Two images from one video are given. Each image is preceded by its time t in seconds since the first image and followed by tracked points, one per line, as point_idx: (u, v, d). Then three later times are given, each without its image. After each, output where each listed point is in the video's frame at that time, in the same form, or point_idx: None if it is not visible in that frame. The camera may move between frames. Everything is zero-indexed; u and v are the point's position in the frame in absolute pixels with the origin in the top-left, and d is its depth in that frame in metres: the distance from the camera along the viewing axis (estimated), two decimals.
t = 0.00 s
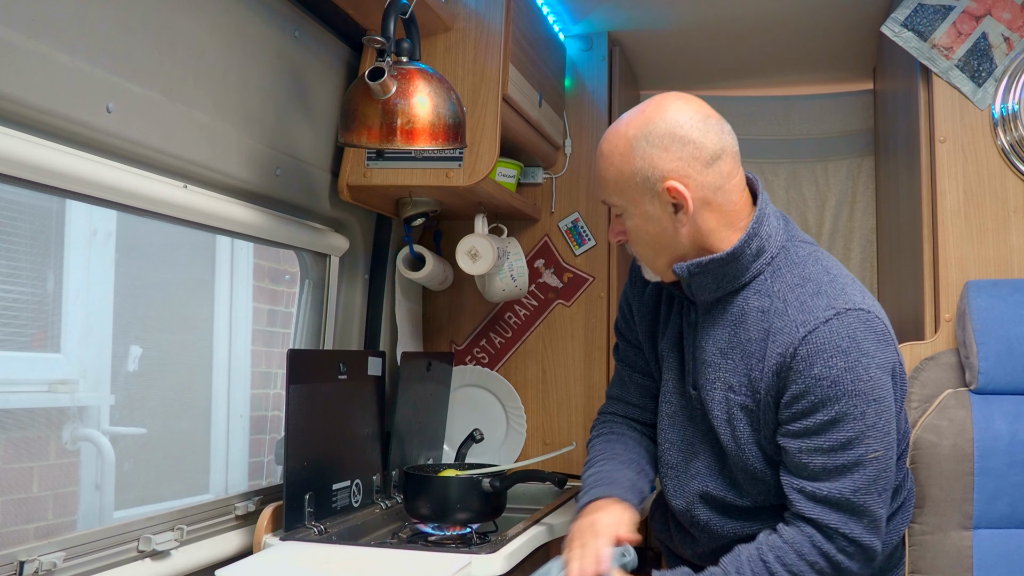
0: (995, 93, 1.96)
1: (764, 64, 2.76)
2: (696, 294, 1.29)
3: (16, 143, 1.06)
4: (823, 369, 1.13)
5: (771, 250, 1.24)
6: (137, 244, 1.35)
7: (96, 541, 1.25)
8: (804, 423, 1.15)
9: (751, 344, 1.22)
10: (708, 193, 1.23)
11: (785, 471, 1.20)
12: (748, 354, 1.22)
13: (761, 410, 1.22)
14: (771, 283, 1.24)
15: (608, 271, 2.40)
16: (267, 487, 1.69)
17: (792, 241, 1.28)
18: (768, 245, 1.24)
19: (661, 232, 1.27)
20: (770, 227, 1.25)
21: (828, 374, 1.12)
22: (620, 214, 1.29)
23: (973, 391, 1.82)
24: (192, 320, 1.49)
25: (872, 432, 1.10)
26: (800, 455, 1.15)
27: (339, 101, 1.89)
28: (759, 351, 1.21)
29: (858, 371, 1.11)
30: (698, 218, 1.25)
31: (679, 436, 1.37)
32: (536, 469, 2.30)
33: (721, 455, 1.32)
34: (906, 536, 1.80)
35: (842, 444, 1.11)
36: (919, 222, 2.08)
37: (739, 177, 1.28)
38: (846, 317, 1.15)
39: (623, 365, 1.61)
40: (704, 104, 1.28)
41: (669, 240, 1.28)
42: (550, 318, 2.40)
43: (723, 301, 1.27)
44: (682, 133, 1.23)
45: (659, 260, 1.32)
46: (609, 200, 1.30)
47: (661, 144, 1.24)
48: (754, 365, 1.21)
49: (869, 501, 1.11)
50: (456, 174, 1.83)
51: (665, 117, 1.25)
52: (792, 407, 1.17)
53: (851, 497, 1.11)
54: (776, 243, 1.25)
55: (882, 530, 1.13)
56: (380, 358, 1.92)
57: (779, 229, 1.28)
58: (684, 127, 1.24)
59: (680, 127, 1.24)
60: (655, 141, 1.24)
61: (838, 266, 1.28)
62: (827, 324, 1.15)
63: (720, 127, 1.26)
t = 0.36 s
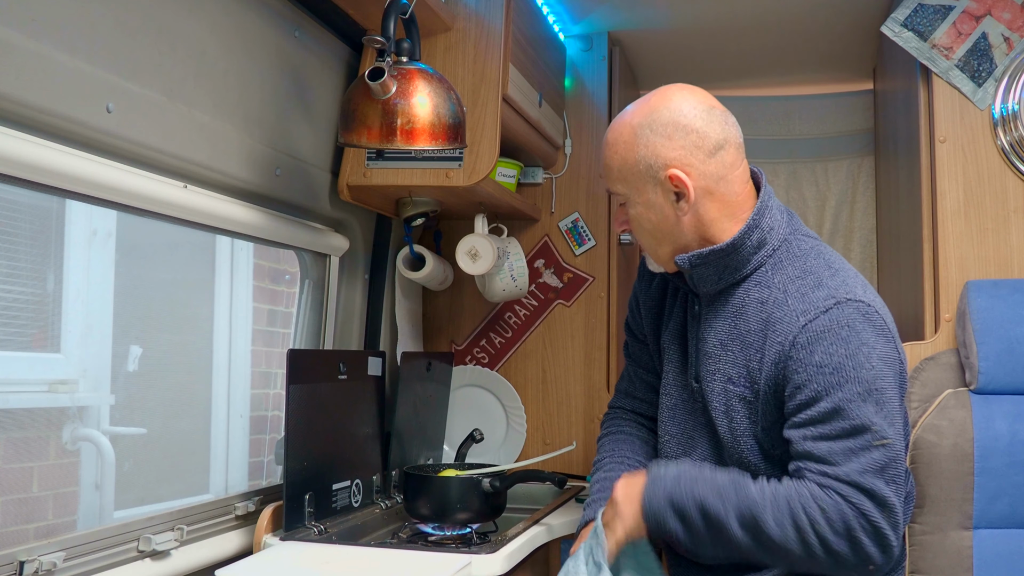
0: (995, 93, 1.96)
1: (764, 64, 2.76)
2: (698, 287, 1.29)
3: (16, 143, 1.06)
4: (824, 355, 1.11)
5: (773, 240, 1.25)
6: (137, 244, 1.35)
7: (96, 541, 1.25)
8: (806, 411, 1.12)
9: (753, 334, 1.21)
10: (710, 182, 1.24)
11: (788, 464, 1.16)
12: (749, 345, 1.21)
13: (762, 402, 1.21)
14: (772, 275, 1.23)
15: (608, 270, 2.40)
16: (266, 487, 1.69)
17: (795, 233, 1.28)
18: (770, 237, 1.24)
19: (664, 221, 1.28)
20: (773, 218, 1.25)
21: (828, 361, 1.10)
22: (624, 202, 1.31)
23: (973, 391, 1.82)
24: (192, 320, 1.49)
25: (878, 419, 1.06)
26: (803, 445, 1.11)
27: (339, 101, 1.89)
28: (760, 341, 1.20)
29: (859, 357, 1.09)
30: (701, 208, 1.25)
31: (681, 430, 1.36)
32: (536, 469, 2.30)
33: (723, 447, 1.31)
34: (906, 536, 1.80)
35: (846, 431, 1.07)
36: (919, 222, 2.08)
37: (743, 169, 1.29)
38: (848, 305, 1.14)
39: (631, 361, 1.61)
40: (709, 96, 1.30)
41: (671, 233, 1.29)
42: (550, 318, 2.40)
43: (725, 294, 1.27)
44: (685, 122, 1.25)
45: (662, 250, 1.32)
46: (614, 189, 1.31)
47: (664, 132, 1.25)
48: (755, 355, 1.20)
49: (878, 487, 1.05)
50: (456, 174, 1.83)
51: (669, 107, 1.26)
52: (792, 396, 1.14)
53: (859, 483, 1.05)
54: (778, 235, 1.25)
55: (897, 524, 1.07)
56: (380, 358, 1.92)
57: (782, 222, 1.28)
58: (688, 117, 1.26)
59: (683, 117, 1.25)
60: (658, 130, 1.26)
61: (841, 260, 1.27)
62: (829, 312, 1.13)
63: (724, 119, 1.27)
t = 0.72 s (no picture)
0: (995, 93, 1.96)
1: (764, 63, 2.76)
2: (701, 284, 1.29)
3: (16, 143, 1.06)
4: (823, 354, 1.11)
5: (775, 238, 1.25)
6: (137, 244, 1.35)
7: (96, 541, 1.25)
8: (804, 410, 1.12)
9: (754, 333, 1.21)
10: (711, 176, 1.24)
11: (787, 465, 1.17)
12: (750, 343, 1.21)
13: (762, 400, 1.21)
14: (775, 273, 1.23)
15: (608, 270, 2.40)
16: (266, 487, 1.69)
17: (798, 230, 1.28)
18: (772, 235, 1.24)
19: (665, 216, 1.28)
20: (775, 216, 1.25)
21: (827, 360, 1.11)
22: (626, 199, 1.31)
23: (973, 391, 1.82)
24: (192, 320, 1.49)
25: (875, 421, 1.07)
26: (800, 446, 1.12)
27: (340, 101, 1.89)
28: (762, 339, 1.20)
29: (857, 357, 1.09)
30: (703, 203, 1.25)
31: (682, 428, 1.35)
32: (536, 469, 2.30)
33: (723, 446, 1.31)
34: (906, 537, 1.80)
35: (844, 433, 1.08)
36: (919, 222, 2.08)
37: (745, 166, 1.29)
38: (850, 303, 1.13)
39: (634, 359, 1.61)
40: (711, 92, 1.31)
41: (672, 232, 1.29)
42: (550, 318, 2.40)
43: (728, 291, 1.26)
44: (687, 117, 1.26)
45: (665, 247, 1.32)
46: (616, 185, 1.32)
47: (665, 127, 1.26)
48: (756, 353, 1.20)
49: (874, 493, 1.06)
50: (456, 174, 1.83)
51: (670, 103, 1.27)
52: (791, 395, 1.14)
53: (852, 486, 1.06)
54: (781, 233, 1.25)
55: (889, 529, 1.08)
56: (380, 358, 1.92)
57: (785, 220, 1.28)
58: (690, 112, 1.27)
59: (684, 112, 1.26)
60: (659, 125, 1.26)
61: (844, 258, 1.27)
62: (830, 310, 1.13)
63: (726, 115, 1.28)
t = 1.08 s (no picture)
0: (995, 93, 1.96)
1: (764, 63, 2.76)
2: (702, 283, 1.30)
3: (16, 143, 1.06)
4: (812, 353, 1.11)
5: (774, 238, 1.25)
6: (137, 244, 1.35)
7: (96, 541, 1.25)
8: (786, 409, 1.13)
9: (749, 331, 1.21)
10: (716, 169, 1.24)
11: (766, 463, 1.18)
12: (745, 341, 1.22)
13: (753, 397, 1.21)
14: (774, 271, 1.23)
15: (608, 270, 2.40)
16: (266, 487, 1.69)
17: (799, 230, 1.28)
18: (773, 234, 1.24)
19: (669, 210, 1.27)
20: (773, 215, 1.25)
21: (815, 361, 1.10)
22: (630, 193, 1.31)
23: (973, 391, 1.82)
24: (192, 320, 1.49)
25: (851, 422, 1.08)
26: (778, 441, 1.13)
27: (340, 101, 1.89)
28: (756, 337, 1.20)
29: (846, 360, 1.09)
30: (707, 196, 1.25)
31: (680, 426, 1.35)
32: (536, 469, 2.30)
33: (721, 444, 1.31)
34: (906, 537, 1.80)
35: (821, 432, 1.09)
36: (920, 222, 2.08)
37: (749, 160, 1.29)
38: (844, 305, 1.13)
39: (633, 354, 1.61)
40: (714, 88, 1.31)
41: (674, 222, 1.29)
42: (550, 318, 2.40)
43: (728, 289, 1.27)
44: (690, 111, 1.26)
45: (667, 242, 1.31)
46: (619, 179, 1.32)
47: (669, 120, 1.26)
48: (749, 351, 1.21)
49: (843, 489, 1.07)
50: (456, 174, 1.83)
51: (674, 96, 1.28)
52: (778, 392, 1.15)
53: (819, 484, 1.08)
54: (782, 233, 1.25)
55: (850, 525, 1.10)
56: (380, 358, 1.92)
57: (787, 221, 1.28)
58: (694, 106, 1.27)
59: (689, 105, 1.27)
60: (664, 118, 1.27)
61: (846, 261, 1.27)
62: (822, 311, 1.13)
63: (730, 108, 1.29)
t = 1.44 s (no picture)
0: (995, 93, 1.96)
1: (764, 63, 2.76)
2: (697, 275, 1.28)
3: (17, 143, 1.06)
4: (804, 338, 1.08)
5: (767, 228, 1.23)
6: (137, 244, 1.35)
7: (96, 541, 1.25)
8: (780, 397, 1.09)
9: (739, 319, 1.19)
10: (702, 160, 1.24)
11: (765, 455, 1.15)
12: (737, 331, 1.19)
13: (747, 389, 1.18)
14: (765, 260, 1.21)
15: (608, 271, 2.40)
16: (266, 487, 1.69)
17: (793, 219, 1.26)
18: (764, 224, 1.22)
19: (660, 202, 1.27)
20: (765, 205, 1.23)
21: (807, 347, 1.08)
22: (620, 187, 1.31)
23: (973, 391, 1.82)
24: (192, 320, 1.49)
25: (849, 408, 1.04)
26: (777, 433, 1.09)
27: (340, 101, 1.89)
28: (747, 325, 1.18)
29: (837, 344, 1.06)
30: (696, 187, 1.24)
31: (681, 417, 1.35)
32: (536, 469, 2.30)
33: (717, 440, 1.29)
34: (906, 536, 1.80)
35: (819, 420, 1.05)
36: (920, 222, 2.08)
37: (738, 149, 1.28)
38: (834, 288, 1.10)
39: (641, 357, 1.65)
40: (702, 79, 1.30)
41: (667, 219, 1.28)
42: (550, 318, 2.40)
43: (722, 280, 1.25)
44: (677, 102, 1.25)
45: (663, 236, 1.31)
46: (612, 173, 1.31)
47: (656, 112, 1.26)
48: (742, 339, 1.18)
49: (849, 479, 1.03)
50: (456, 174, 1.83)
51: (661, 88, 1.27)
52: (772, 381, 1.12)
53: (824, 475, 1.04)
54: (777, 222, 1.23)
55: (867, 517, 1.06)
56: (380, 358, 1.92)
57: (781, 210, 1.25)
58: (680, 97, 1.26)
59: (674, 96, 1.26)
60: (651, 110, 1.26)
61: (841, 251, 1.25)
62: (811, 295, 1.11)
63: (716, 98, 1.27)
